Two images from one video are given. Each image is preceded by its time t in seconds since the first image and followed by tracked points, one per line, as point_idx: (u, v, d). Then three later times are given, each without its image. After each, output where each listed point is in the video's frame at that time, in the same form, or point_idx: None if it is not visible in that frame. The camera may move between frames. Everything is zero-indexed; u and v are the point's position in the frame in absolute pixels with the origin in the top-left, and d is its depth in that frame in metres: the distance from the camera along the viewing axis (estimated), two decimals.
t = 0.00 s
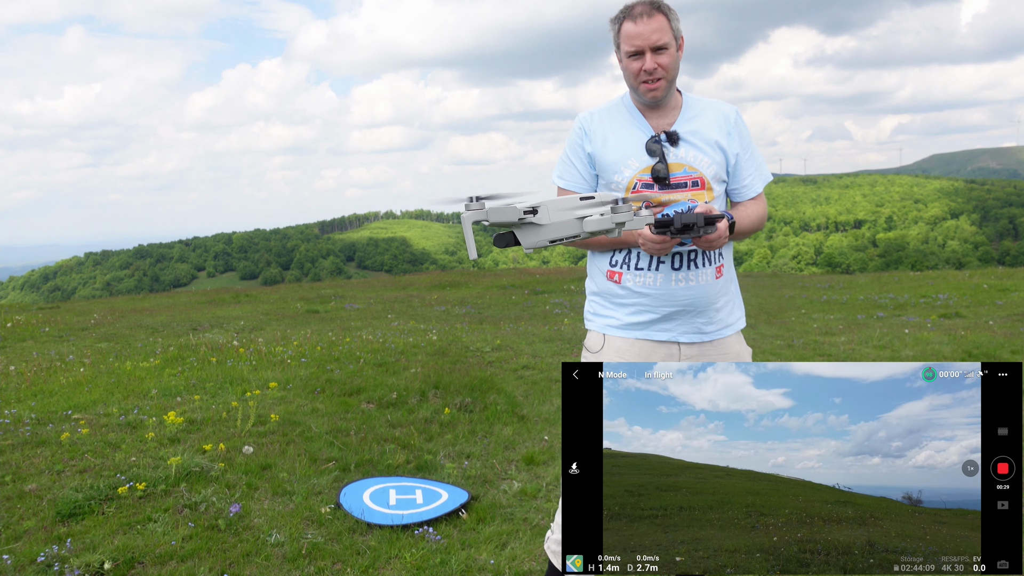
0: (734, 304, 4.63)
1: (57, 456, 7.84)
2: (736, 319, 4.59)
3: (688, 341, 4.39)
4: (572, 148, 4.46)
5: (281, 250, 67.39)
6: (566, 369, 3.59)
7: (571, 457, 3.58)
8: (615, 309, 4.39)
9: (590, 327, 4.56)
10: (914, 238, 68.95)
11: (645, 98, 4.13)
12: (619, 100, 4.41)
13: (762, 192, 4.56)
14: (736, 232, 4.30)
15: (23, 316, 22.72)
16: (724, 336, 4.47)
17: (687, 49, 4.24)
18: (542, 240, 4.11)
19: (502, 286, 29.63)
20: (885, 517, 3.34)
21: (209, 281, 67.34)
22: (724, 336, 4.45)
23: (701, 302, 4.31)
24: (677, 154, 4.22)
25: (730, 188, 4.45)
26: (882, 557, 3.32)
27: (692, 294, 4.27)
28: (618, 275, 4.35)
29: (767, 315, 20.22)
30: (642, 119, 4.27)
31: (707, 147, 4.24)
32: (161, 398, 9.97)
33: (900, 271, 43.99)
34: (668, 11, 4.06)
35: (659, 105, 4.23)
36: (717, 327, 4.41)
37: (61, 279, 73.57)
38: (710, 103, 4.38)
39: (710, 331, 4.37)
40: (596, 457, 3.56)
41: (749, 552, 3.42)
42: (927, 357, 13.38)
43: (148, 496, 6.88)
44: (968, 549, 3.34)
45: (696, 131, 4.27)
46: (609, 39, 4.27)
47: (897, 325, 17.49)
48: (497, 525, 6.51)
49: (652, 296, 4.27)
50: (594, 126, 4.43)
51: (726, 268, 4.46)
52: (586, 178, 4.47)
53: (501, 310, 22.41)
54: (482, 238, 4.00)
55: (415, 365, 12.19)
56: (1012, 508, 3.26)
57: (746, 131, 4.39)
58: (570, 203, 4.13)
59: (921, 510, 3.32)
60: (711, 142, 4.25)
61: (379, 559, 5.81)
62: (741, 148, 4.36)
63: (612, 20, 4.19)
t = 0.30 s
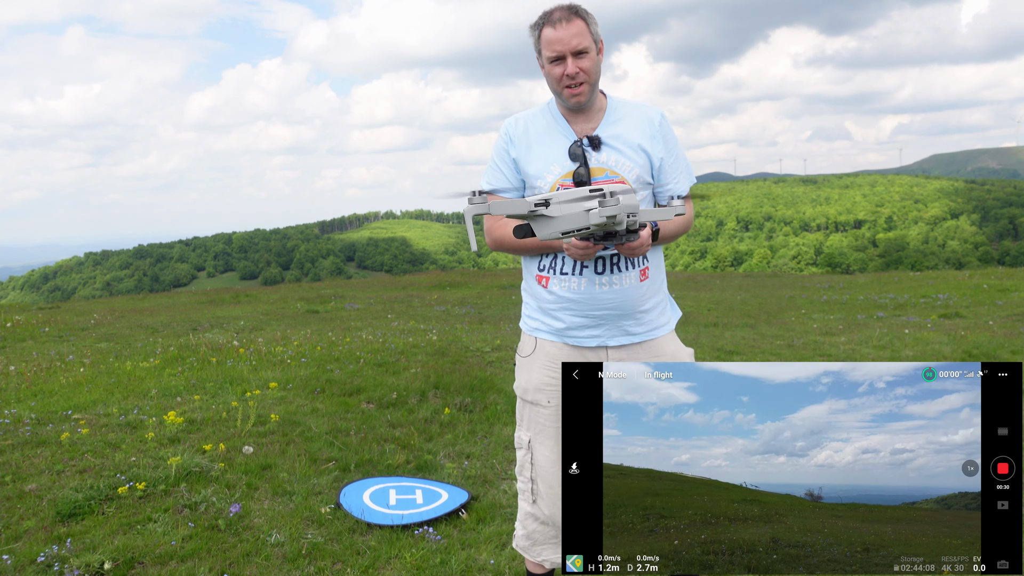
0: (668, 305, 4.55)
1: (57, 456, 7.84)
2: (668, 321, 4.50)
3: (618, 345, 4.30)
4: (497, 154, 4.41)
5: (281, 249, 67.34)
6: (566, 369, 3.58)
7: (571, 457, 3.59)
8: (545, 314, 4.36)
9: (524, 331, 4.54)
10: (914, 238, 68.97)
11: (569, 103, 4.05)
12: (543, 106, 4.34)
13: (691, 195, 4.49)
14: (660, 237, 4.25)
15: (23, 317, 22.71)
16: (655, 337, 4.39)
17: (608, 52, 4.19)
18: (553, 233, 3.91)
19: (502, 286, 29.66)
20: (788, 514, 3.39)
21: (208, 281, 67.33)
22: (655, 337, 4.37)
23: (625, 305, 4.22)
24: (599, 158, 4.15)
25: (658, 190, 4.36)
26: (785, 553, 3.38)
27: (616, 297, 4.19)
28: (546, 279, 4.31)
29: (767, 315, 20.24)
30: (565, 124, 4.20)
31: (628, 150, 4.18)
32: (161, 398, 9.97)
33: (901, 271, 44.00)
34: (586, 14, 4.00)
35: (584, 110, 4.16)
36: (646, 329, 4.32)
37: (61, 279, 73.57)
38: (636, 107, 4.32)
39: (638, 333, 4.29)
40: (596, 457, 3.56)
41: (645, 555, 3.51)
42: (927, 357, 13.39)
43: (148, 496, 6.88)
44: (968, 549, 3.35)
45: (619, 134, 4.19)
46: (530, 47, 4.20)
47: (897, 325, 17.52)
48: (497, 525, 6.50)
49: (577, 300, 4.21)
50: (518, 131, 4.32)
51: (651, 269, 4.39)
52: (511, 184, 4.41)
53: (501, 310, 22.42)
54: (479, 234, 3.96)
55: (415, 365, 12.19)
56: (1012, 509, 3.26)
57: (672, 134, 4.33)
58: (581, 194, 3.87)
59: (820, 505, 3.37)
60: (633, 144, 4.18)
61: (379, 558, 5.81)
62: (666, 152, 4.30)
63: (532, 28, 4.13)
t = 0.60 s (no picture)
0: (633, 299, 4.54)
1: (56, 456, 7.83)
2: (634, 315, 4.49)
3: (585, 343, 4.27)
4: (454, 158, 4.38)
5: (281, 249, 67.33)
6: (566, 370, 3.56)
7: (571, 457, 3.57)
8: (513, 315, 4.33)
9: (492, 333, 4.52)
10: (914, 238, 68.90)
11: (522, 102, 4.01)
12: (497, 107, 4.30)
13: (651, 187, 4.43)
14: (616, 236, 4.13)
15: (22, 317, 22.66)
16: (622, 333, 4.37)
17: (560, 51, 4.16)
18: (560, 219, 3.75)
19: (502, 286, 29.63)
20: (720, 514, 3.39)
21: (208, 280, 67.24)
22: (622, 332, 4.35)
23: (591, 303, 4.21)
24: (555, 159, 4.10)
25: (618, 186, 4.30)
26: (715, 555, 3.42)
27: (582, 296, 4.17)
28: (510, 282, 4.28)
29: (768, 315, 20.21)
30: (520, 126, 4.16)
31: (583, 149, 4.11)
32: (160, 398, 9.95)
33: (901, 271, 43.91)
34: (537, 14, 3.96)
35: (536, 110, 4.12)
36: (612, 326, 4.30)
37: (60, 279, 73.50)
38: (589, 104, 4.26)
39: (604, 331, 4.27)
40: (596, 457, 3.55)
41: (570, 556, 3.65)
42: (929, 356, 13.36)
43: (147, 496, 6.86)
44: (968, 549, 3.33)
45: (574, 133, 4.13)
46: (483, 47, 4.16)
47: (898, 325, 17.49)
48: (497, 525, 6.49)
49: (543, 301, 4.18)
50: (473, 135, 4.30)
51: (614, 264, 4.39)
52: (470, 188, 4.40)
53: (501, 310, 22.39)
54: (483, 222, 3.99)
55: (415, 365, 12.18)
56: (1012, 509, 3.23)
57: (628, 129, 4.27)
58: (579, 179, 3.78)
59: (753, 505, 3.36)
60: (588, 143, 4.12)
61: (379, 559, 5.78)
62: (622, 147, 4.25)
63: (482, 29, 4.09)
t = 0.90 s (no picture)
0: (631, 300, 4.49)
1: (56, 456, 7.83)
2: (632, 318, 4.44)
3: (580, 343, 4.24)
4: (455, 158, 4.41)
5: (281, 249, 67.30)
6: (566, 369, 3.56)
7: (571, 457, 3.57)
8: (508, 314, 4.33)
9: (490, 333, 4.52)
10: (914, 238, 68.82)
11: (520, 102, 4.00)
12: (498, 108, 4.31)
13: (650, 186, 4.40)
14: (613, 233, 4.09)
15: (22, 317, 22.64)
16: (618, 337, 4.32)
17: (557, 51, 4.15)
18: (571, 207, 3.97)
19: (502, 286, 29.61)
20: (632, 518, 3.49)
21: (208, 280, 67.20)
22: (616, 337, 4.30)
23: (586, 302, 4.18)
24: (552, 156, 4.08)
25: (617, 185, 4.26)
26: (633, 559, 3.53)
27: (576, 294, 4.16)
28: (507, 278, 4.29)
29: (768, 315, 20.18)
30: (519, 125, 4.16)
31: (581, 147, 4.09)
32: (160, 398, 9.95)
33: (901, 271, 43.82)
34: (533, 15, 3.95)
35: (535, 109, 4.11)
36: (608, 328, 4.26)
37: (60, 279, 73.48)
38: (589, 104, 4.24)
39: (600, 332, 4.22)
40: (596, 457, 3.54)
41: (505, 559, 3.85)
42: (929, 356, 13.33)
43: (146, 496, 6.86)
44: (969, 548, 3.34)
45: (572, 131, 4.12)
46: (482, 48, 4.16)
47: (899, 325, 17.47)
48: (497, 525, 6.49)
49: (537, 299, 4.18)
50: (473, 135, 4.32)
51: (613, 264, 4.34)
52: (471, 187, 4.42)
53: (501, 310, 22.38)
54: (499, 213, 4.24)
55: (415, 365, 12.17)
56: (1011, 509, 3.22)
57: (627, 130, 4.24)
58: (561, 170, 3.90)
59: (671, 505, 3.42)
60: (586, 141, 4.10)
61: (379, 559, 5.78)
62: (621, 146, 4.22)
63: (481, 30, 4.09)
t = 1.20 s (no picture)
0: (637, 300, 4.46)
1: (56, 456, 7.83)
2: (638, 319, 4.41)
3: (584, 342, 4.23)
4: (463, 156, 4.41)
5: (281, 249, 67.33)
6: (566, 369, 3.56)
7: (571, 457, 3.57)
8: (513, 314, 4.33)
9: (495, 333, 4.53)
10: (914, 238, 68.84)
11: (530, 103, 4.00)
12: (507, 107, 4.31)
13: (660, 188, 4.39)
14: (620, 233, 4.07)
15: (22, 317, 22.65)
16: (624, 338, 4.30)
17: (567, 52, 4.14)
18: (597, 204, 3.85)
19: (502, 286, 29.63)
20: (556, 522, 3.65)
21: (208, 280, 67.20)
22: (622, 338, 4.28)
23: (590, 301, 4.17)
24: (559, 155, 4.09)
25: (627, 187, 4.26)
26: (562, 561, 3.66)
27: (581, 293, 4.15)
28: (513, 277, 4.28)
29: (768, 315, 20.19)
30: (527, 123, 4.16)
31: (589, 147, 4.09)
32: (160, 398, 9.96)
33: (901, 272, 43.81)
34: (545, 15, 3.94)
35: (544, 109, 4.11)
36: (614, 328, 4.24)
37: (60, 279, 73.50)
38: (599, 104, 4.24)
39: (605, 331, 4.21)
40: (596, 457, 3.54)
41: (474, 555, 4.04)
42: (928, 356, 13.33)
43: (146, 496, 6.86)
44: (969, 549, 3.30)
45: (579, 131, 4.12)
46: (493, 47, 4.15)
47: (899, 325, 17.48)
48: (497, 525, 6.49)
49: (542, 297, 4.18)
50: (482, 133, 4.32)
51: (619, 264, 4.29)
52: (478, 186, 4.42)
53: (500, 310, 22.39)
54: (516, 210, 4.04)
55: (415, 365, 12.18)
56: (1011, 509, 3.23)
57: (636, 130, 4.22)
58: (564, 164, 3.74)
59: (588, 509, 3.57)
60: (594, 141, 4.10)
61: (379, 559, 5.78)
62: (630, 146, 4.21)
63: (491, 29, 4.08)
